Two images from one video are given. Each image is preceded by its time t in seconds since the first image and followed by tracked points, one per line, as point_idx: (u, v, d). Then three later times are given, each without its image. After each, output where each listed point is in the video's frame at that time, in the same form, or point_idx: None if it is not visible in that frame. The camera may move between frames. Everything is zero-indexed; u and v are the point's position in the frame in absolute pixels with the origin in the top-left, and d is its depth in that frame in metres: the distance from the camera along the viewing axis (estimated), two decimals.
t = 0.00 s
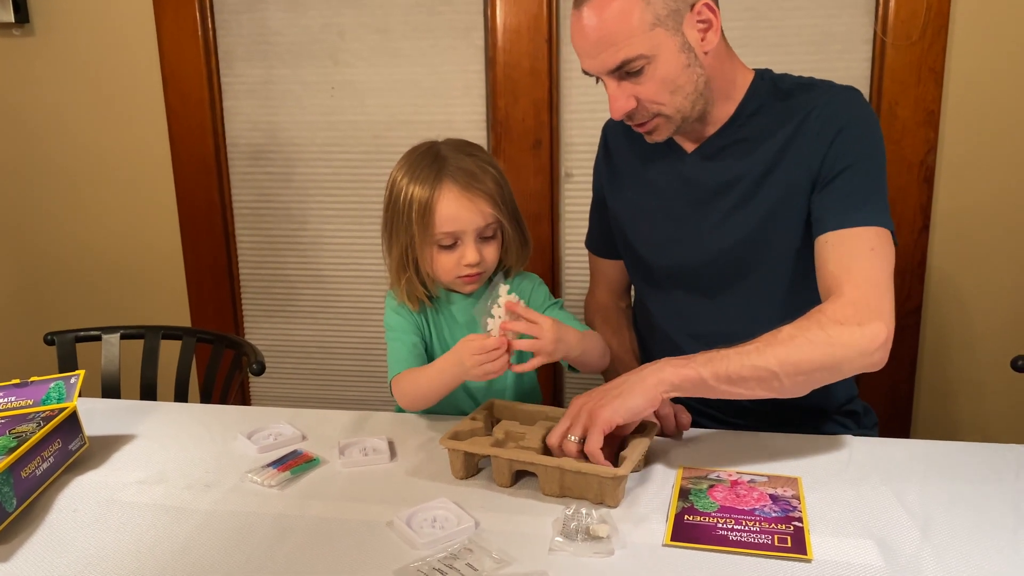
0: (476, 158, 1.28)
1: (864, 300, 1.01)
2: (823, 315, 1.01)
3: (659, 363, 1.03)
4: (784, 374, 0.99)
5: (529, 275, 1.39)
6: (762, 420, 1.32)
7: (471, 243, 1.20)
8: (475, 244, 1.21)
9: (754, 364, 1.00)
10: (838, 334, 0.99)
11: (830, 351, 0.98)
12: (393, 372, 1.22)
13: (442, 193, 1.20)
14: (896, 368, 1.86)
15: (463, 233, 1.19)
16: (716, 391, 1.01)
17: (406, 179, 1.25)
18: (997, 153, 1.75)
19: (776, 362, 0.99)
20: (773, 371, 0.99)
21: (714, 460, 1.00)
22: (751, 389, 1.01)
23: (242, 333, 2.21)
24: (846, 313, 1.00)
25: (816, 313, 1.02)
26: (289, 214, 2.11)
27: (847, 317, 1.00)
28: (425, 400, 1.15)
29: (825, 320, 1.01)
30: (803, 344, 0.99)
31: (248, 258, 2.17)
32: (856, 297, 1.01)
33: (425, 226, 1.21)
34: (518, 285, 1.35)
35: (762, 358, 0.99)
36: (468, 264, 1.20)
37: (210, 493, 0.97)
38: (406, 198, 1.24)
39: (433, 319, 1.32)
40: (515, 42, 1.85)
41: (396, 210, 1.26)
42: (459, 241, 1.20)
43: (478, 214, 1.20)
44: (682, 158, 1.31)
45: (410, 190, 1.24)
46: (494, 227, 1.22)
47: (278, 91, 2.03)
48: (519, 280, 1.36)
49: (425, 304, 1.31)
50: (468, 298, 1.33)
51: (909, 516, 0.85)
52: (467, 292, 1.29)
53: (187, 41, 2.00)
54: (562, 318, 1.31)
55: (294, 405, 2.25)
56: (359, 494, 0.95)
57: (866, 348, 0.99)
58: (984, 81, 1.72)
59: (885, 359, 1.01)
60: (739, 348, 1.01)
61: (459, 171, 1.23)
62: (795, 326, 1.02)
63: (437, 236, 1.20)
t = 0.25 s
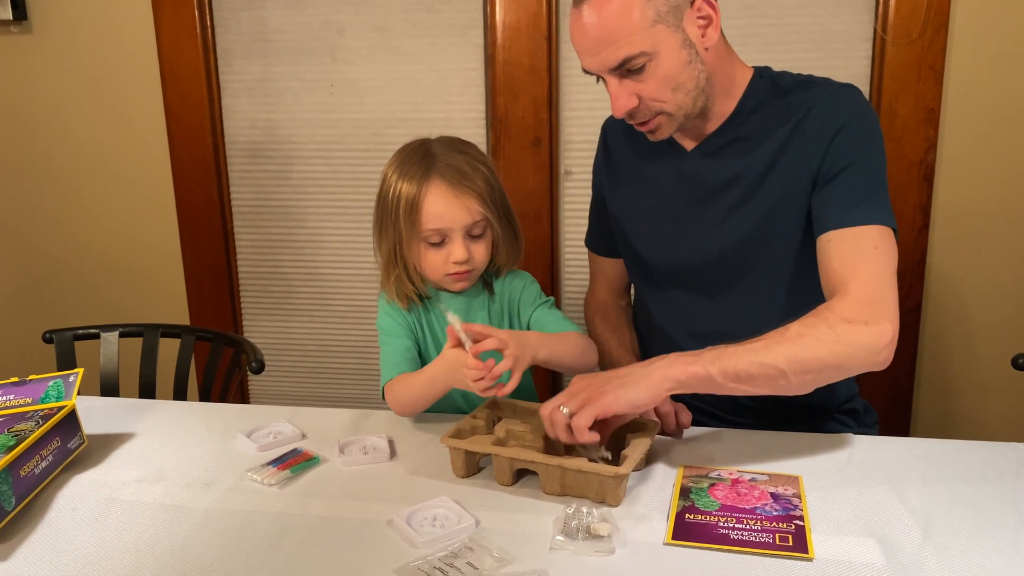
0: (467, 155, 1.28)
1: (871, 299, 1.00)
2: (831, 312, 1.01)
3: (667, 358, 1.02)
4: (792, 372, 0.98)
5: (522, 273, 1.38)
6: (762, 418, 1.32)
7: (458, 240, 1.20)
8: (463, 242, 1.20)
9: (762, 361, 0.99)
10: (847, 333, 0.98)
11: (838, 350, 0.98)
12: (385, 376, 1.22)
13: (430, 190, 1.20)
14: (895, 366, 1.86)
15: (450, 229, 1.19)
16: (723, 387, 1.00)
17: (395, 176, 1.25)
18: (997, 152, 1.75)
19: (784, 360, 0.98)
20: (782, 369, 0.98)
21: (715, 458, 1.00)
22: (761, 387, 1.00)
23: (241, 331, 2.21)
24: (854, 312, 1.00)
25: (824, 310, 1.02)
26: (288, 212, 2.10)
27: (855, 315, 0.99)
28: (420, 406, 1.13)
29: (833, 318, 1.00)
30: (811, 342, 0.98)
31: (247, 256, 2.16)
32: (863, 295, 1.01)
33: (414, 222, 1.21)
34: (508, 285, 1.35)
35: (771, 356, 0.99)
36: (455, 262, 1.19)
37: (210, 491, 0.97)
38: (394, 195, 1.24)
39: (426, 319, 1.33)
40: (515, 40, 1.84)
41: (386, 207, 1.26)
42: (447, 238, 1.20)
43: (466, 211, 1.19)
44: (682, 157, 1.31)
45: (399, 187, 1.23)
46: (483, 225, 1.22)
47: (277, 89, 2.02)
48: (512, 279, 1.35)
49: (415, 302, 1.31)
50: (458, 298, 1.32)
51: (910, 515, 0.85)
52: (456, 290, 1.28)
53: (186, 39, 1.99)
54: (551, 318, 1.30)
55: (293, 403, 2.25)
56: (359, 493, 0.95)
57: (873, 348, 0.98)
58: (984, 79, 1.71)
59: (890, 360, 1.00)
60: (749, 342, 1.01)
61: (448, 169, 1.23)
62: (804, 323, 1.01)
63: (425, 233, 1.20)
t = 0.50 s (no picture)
0: (463, 151, 1.28)
1: (883, 298, 1.00)
2: (848, 306, 0.99)
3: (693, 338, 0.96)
4: (808, 366, 0.96)
5: (517, 273, 1.37)
6: (762, 417, 1.32)
7: (443, 233, 1.20)
8: (449, 235, 1.20)
9: (783, 351, 0.95)
10: (862, 331, 0.97)
11: (852, 349, 0.96)
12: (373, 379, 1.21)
13: (417, 181, 1.21)
14: (895, 364, 1.86)
15: (435, 221, 1.19)
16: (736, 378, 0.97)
17: (389, 167, 1.27)
18: (996, 150, 1.75)
19: (804, 353, 0.96)
20: (800, 363, 0.96)
21: (716, 456, 1.00)
22: (779, 374, 0.96)
23: (240, 330, 2.20)
24: (869, 311, 0.98)
25: (841, 304, 1.00)
26: (287, 210, 2.10)
27: (870, 314, 0.98)
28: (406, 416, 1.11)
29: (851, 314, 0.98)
30: (830, 337, 0.96)
31: (246, 254, 2.16)
32: (875, 293, 1.00)
33: (401, 213, 1.22)
34: (499, 284, 1.34)
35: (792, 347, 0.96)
36: (439, 255, 1.19)
37: (210, 490, 0.96)
38: (386, 186, 1.25)
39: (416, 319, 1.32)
40: (514, 37, 1.84)
41: (379, 198, 1.28)
42: (432, 231, 1.20)
43: (452, 205, 1.20)
44: (682, 154, 1.31)
45: (390, 177, 1.25)
46: (470, 220, 1.22)
47: (275, 86, 2.02)
48: (506, 279, 1.35)
49: (406, 295, 1.31)
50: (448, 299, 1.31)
51: (912, 513, 0.85)
52: (443, 286, 1.28)
53: (184, 37, 1.99)
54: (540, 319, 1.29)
55: (293, 401, 2.24)
56: (359, 491, 0.95)
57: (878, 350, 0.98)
58: (985, 78, 1.71)
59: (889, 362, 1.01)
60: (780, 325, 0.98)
61: (440, 162, 1.24)
62: (823, 313, 0.98)
63: (411, 224, 1.21)
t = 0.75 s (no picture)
0: (453, 149, 1.28)
1: (833, 303, 0.95)
2: (794, 318, 0.94)
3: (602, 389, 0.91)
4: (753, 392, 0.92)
5: (506, 274, 1.36)
6: (762, 416, 1.32)
7: (426, 232, 1.21)
8: (431, 234, 1.21)
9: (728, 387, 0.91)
10: (807, 341, 0.93)
11: (799, 363, 0.93)
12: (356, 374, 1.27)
13: (404, 179, 1.22)
14: (895, 363, 1.86)
15: (418, 219, 1.20)
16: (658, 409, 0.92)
17: (380, 163, 1.28)
18: (995, 148, 1.75)
19: (749, 382, 0.91)
20: (745, 391, 0.92)
21: (715, 455, 1.00)
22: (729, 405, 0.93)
23: (238, 329, 2.20)
24: (817, 318, 0.94)
25: (789, 316, 0.95)
26: (286, 209, 2.10)
27: (818, 322, 0.94)
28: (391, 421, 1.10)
29: (796, 325, 0.93)
30: (773, 358, 0.92)
31: (245, 253, 2.15)
32: (826, 301, 0.95)
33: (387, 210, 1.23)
34: (487, 285, 1.34)
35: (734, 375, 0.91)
36: (420, 253, 1.20)
37: (209, 489, 0.96)
38: (375, 182, 1.27)
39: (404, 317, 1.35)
40: (513, 36, 1.84)
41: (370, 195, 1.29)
42: (415, 228, 1.21)
43: (434, 204, 1.20)
44: (680, 153, 1.31)
45: (379, 174, 1.26)
46: (454, 220, 1.22)
47: (274, 85, 2.02)
48: (495, 279, 1.34)
49: (393, 292, 1.34)
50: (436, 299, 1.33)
51: (912, 512, 0.85)
52: (428, 285, 1.28)
53: (183, 35, 1.98)
54: (525, 320, 1.28)
55: (292, 400, 2.24)
56: (359, 490, 0.95)
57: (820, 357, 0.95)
58: (984, 76, 1.71)
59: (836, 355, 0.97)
60: (719, 349, 0.94)
61: (428, 160, 1.24)
62: (768, 331, 0.93)
63: (395, 220, 1.22)
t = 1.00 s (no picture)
0: (432, 150, 1.29)
1: (768, 299, 0.93)
2: (725, 313, 0.92)
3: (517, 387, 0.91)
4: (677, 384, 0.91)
5: (484, 274, 1.35)
6: (760, 416, 1.32)
7: (401, 232, 1.22)
8: (407, 234, 1.22)
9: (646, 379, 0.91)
10: (736, 338, 0.91)
11: (726, 360, 0.91)
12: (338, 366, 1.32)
13: (379, 179, 1.23)
14: (893, 363, 1.86)
15: (393, 220, 1.22)
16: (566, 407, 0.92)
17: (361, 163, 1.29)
18: (993, 148, 1.75)
19: (669, 376, 0.90)
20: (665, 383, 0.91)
21: (713, 455, 1.01)
22: (646, 400, 0.91)
23: (237, 329, 2.20)
24: (748, 314, 0.92)
25: (718, 310, 0.93)
26: (284, 209, 2.10)
27: (748, 318, 0.92)
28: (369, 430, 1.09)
29: (728, 320, 0.92)
30: (699, 354, 0.91)
31: (243, 253, 2.15)
32: (759, 297, 0.93)
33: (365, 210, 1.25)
34: (466, 287, 1.34)
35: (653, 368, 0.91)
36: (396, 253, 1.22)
37: (208, 490, 0.96)
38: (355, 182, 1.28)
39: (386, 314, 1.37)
40: (511, 36, 1.84)
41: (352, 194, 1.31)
42: (392, 228, 1.23)
43: (409, 205, 1.22)
44: (671, 156, 1.32)
45: (359, 174, 1.28)
46: (429, 220, 1.23)
47: (273, 85, 2.01)
48: (475, 280, 1.34)
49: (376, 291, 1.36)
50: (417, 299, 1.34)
51: (910, 512, 0.85)
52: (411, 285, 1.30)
53: (181, 35, 1.98)
54: (502, 326, 1.28)
55: (290, 401, 2.24)
56: (357, 491, 0.95)
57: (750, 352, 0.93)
58: (981, 76, 1.71)
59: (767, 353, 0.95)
60: (642, 342, 0.93)
61: (408, 160, 1.26)
62: (694, 326, 0.92)
63: (372, 220, 1.24)
